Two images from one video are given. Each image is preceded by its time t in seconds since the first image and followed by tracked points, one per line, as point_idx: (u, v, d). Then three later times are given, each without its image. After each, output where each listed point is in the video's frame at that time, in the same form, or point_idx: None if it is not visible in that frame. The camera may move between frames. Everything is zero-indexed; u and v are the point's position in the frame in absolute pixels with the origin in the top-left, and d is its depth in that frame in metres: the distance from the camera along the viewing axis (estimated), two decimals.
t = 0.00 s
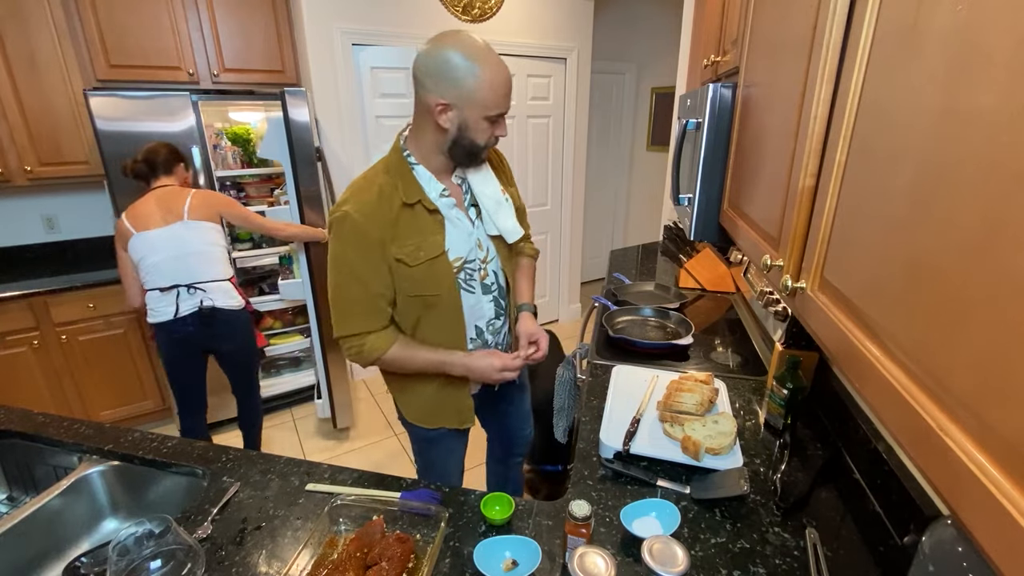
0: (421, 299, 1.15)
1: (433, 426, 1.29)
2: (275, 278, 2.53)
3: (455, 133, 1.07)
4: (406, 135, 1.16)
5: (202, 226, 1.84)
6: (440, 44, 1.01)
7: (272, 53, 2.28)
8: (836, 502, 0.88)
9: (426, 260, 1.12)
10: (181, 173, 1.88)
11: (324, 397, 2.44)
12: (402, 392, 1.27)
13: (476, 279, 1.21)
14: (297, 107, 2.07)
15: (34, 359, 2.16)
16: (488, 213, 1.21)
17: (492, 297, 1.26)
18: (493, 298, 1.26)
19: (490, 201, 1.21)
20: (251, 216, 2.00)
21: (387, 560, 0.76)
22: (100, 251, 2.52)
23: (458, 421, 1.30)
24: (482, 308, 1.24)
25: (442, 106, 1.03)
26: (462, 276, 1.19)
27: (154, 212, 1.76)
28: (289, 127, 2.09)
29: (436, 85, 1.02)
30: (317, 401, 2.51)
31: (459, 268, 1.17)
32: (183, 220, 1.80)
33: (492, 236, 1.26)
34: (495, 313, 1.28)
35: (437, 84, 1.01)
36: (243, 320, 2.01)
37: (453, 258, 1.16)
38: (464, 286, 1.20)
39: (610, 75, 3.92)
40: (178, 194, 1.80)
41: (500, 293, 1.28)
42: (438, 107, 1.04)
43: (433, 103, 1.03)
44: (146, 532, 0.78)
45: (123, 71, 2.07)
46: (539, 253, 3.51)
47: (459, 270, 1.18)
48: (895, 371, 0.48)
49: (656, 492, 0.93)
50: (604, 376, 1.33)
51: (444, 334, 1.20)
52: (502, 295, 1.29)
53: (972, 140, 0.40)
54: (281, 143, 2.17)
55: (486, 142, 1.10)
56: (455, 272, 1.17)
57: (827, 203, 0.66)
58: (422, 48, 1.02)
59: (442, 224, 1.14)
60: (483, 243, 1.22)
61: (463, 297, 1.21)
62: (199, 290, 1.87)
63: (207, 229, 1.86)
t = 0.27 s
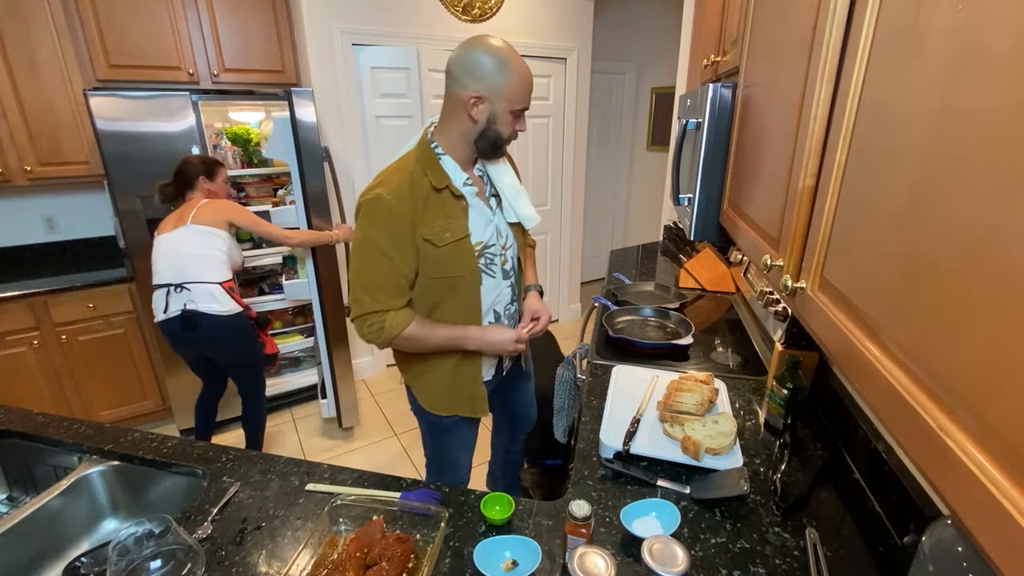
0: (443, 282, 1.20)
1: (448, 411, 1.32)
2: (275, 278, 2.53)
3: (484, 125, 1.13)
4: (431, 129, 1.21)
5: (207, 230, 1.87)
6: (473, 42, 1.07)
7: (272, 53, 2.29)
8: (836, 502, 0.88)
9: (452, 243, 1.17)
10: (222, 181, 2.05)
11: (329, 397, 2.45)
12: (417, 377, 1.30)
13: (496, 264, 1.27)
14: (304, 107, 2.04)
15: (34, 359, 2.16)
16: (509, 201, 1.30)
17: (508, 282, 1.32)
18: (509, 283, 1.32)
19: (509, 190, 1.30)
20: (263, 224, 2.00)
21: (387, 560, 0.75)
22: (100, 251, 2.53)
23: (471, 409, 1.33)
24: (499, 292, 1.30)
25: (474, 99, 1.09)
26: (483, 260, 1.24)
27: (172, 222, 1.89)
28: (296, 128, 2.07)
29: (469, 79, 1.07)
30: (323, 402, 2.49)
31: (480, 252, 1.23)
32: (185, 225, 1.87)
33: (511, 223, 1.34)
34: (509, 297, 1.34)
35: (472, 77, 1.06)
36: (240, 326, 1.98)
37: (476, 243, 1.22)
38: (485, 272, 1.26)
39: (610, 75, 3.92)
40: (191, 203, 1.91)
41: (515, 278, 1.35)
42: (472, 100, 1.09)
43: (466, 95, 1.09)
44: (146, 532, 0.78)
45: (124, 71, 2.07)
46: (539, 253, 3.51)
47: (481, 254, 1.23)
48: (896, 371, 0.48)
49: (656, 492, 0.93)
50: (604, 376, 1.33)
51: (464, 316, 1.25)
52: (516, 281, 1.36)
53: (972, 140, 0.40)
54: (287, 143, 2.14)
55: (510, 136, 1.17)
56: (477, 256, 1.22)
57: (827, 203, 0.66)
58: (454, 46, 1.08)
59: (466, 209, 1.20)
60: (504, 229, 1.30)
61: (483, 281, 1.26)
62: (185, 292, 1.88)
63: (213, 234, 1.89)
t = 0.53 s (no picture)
0: (471, 262, 1.35)
1: (471, 382, 1.46)
2: (275, 279, 2.53)
3: (516, 121, 1.30)
4: (466, 126, 1.37)
5: (209, 252, 1.94)
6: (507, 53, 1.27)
7: (272, 53, 2.28)
8: (835, 502, 0.88)
9: (481, 225, 1.32)
10: (240, 215, 2.06)
11: (333, 397, 2.43)
12: (442, 348, 1.45)
13: (519, 248, 1.42)
14: (309, 107, 2.06)
15: (34, 359, 2.16)
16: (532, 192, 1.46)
17: (528, 264, 1.47)
18: (529, 265, 1.48)
19: (531, 183, 1.48)
20: (262, 246, 2.01)
21: (387, 560, 0.75)
22: (100, 251, 2.53)
23: (491, 377, 1.47)
24: (519, 274, 1.45)
25: (509, 97, 1.27)
26: (508, 243, 1.39)
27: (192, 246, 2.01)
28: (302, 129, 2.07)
29: (505, 81, 1.26)
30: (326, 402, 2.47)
31: (506, 236, 1.37)
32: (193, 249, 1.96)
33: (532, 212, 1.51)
34: (529, 279, 1.50)
35: (508, 80, 1.25)
36: (222, 346, 1.96)
37: (502, 227, 1.36)
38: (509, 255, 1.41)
39: (610, 75, 3.92)
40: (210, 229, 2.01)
41: (534, 262, 1.50)
42: (507, 98, 1.27)
43: (504, 94, 1.26)
44: (146, 531, 0.78)
45: (124, 71, 2.07)
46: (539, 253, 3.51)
47: (506, 237, 1.38)
48: (895, 371, 0.48)
49: (656, 492, 0.93)
50: (604, 376, 1.33)
51: (488, 293, 1.40)
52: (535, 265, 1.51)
53: (972, 140, 0.40)
54: (292, 143, 2.14)
55: (534, 132, 1.35)
56: (503, 239, 1.37)
57: (827, 203, 0.66)
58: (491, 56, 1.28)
59: (495, 196, 1.34)
60: (527, 218, 1.45)
61: (507, 262, 1.41)
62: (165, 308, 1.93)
63: (213, 256, 1.95)
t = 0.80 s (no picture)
0: (492, 245, 1.47)
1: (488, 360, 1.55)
2: (275, 279, 2.53)
3: (537, 122, 1.44)
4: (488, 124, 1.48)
5: (211, 266, 1.96)
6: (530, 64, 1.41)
7: (272, 53, 2.28)
8: (836, 502, 0.88)
9: (504, 211, 1.43)
10: (247, 233, 2.09)
11: (337, 397, 2.43)
12: (460, 326, 1.54)
13: (532, 235, 1.56)
14: (314, 107, 2.04)
15: (34, 359, 2.16)
16: (544, 187, 1.59)
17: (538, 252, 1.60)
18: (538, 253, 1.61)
19: (545, 180, 1.60)
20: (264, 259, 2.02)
21: (387, 560, 0.75)
22: (100, 251, 2.53)
23: (503, 354, 1.56)
24: (530, 260, 1.58)
25: (533, 100, 1.40)
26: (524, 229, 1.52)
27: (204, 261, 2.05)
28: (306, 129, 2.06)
29: (529, 86, 1.39)
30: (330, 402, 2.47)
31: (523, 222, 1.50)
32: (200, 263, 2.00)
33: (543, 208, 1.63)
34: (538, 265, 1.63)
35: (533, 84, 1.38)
36: (214, 355, 1.97)
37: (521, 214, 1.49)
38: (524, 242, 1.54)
39: (610, 75, 3.92)
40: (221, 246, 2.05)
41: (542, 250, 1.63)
42: (530, 101, 1.40)
43: (528, 96, 1.39)
44: (147, 531, 0.78)
45: (124, 71, 2.07)
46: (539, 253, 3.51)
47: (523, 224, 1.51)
48: (895, 371, 0.48)
49: (656, 492, 0.93)
50: (604, 376, 1.33)
51: (506, 275, 1.51)
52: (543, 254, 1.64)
53: (972, 140, 0.40)
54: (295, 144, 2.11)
55: (550, 134, 1.50)
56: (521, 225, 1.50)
57: (827, 203, 0.66)
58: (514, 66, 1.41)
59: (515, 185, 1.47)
60: (541, 210, 1.58)
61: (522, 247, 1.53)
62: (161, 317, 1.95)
63: (215, 269, 1.96)
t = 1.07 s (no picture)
0: (503, 236, 1.48)
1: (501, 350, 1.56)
2: (275, 279, 2.53)
3: (537, 120, 1.44)
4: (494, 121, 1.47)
5: (206, 262, 1.95)
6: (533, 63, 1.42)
7: (272, 53, 2.29)
8: (835, 502, 0.88)
9: (518, 202, 1.45)
10: (242, 225, 2.06)
11: (337, 397, 2.42)
12: (471, 317, 1.53)
13: (537, 228, 1.59)
14: (315, 106, 2.04)
15: (34, 359, 2.16)
16: (545, 182, 1.60)
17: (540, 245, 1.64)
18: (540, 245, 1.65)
19: (545, 177, 1.60)
20: (262, 256, 2.01)
21: (387, 560, 0.75)
22: (100, 251, 2.52)
23: (512, 342, 1.57)
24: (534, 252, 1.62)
25: (534, 98, 1.40)
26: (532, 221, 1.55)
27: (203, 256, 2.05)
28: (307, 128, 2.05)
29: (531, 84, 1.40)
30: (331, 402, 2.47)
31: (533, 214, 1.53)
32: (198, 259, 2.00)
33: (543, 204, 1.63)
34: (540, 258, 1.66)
35: (535, 83, 1.39)
36: (210, 352, 1.97)
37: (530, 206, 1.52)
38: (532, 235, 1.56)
39: (610, 75, 3.92)
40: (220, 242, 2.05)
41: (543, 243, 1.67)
42: (530, 99, 1.40)
43: (530, 95, 1.40)
44: (147, 531, 0.78)
45: (124, 71, 2.07)
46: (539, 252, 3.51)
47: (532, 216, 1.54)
48: (896, 371, 0.48)
49: (656, 492, 0.93)
50: (603, 376, 1.33)
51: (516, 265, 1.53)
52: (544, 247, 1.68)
53: (972, 140, 0.40)
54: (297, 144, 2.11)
55: (551, 133, 1.50)
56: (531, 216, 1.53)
57: (827, 202, 0.66)
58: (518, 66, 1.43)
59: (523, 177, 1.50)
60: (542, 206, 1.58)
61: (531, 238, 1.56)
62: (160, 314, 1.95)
63: (211, 265, 1.96)
